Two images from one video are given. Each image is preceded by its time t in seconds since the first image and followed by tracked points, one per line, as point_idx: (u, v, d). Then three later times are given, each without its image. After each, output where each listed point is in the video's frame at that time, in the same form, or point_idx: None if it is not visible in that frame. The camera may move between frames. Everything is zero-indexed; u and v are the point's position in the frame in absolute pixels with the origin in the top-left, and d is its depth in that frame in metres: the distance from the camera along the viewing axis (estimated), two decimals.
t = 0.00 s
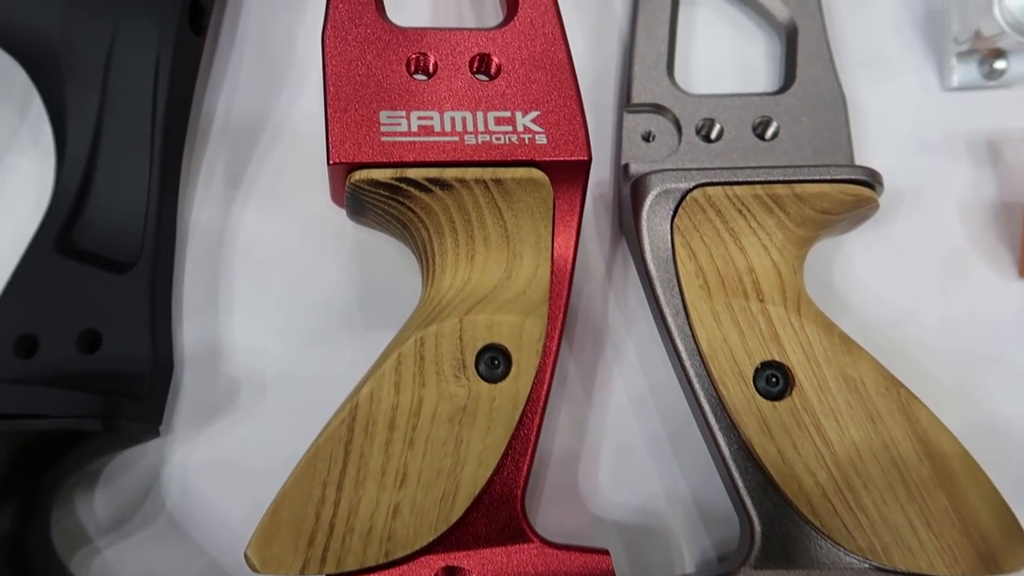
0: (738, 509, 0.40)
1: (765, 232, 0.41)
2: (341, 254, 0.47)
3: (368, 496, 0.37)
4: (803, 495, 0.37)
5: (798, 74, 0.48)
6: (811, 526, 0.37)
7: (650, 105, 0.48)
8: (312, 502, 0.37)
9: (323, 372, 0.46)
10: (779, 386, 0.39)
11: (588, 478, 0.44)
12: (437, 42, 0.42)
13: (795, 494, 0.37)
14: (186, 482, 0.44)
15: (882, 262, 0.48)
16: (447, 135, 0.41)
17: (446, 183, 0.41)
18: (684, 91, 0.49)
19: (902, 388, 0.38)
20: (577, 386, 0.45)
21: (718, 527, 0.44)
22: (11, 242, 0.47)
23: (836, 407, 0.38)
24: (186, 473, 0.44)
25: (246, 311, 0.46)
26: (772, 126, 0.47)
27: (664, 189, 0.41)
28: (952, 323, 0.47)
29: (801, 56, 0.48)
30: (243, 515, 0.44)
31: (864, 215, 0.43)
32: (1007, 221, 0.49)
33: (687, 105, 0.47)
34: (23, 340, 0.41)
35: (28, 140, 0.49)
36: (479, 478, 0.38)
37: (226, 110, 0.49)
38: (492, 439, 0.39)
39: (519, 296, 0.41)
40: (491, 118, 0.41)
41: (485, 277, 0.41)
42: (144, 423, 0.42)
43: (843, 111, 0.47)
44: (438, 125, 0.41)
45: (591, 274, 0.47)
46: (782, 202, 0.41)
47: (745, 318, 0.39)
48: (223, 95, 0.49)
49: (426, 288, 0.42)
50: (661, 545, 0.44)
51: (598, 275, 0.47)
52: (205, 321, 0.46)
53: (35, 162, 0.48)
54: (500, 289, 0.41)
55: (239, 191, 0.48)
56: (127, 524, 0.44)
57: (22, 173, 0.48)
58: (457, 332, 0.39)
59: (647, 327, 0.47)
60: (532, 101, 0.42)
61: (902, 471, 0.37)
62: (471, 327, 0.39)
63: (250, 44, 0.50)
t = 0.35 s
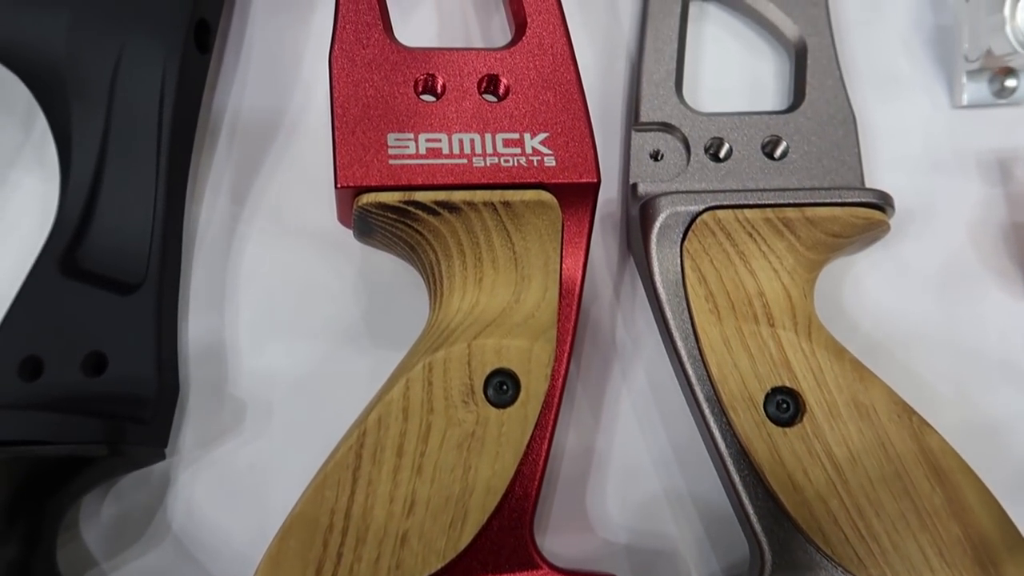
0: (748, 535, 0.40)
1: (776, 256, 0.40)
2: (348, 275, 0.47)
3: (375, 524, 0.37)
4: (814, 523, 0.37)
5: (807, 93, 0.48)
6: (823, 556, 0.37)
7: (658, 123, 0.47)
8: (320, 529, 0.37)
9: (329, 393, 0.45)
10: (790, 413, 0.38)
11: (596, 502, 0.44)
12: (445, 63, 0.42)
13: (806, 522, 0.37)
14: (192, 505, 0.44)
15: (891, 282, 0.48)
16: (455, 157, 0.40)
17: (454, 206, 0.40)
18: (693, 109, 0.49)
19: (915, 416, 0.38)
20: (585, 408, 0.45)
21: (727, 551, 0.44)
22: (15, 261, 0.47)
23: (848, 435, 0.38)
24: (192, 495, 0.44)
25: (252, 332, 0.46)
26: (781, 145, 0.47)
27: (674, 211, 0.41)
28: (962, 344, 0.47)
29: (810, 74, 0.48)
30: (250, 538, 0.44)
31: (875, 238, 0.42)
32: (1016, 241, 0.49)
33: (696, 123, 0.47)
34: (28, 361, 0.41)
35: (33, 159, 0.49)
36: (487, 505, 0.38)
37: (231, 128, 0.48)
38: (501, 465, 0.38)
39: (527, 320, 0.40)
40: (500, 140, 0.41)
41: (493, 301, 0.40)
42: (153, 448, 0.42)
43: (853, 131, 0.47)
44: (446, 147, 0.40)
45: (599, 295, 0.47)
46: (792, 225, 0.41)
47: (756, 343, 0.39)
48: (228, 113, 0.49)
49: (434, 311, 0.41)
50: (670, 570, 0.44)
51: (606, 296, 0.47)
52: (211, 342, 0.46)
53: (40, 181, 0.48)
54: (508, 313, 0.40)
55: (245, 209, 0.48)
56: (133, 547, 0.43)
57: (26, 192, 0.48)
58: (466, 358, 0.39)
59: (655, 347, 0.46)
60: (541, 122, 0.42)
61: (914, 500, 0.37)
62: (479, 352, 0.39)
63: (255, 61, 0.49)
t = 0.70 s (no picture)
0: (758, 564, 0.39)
1: (787, 284, 0.40)
2: (357, 299, 0.47)
3: (385, 554, 0.37)
4: (825, 553, 0.36)
5: (817, 115, 0.48)
6: None
7: (668, 146, 0.47)
8: (329, 560, 0.37)
9: (338, 418, 0.45)
10: (802, 442, 0.38)
11: (605, 527, 0.44)
12: (454, 88, 0.41)
13: (819, 554, 0.36)
14: (199, 530, 0.44)
15: (901, 306, 0.48)
16: (465, 184, 0.40)
17: (463, 233, 0.40)
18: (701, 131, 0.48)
19: (927, 446, 0.38)
20: (594, 433, 0.45)
21: None
22: (21, 282, 0.47)
23: (860, 465, 0.37)
24: (199, 520, 0.44)
25: (259, 356, 0.46)
26: (791, 168, 0.46)
27: (685, 237, 0.41)
28: (972, 369, 0.47)
29: (820, 96, 0.48)
30: (257, 564, 0.43)
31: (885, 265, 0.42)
32: None
33: (705, 147, 0.47)
34: (36, 387, 0.41)
35: (39, 181, 0.48)
36: (496, 535, 0.38)
37: (238, 150, 0.48)
38: (510, 494, 0.38)
39: (536, 347, 0.40)
40: (509, 166, 0.41)
41: (503, 328, 0.40)
42: (161, 475, 0.42)
43: (863, 153, 0.47)
44: (456, 174, 0.40)
45: (607, 318, 0.47)
46: (803, 253, 0.41)
47: (767, 372, 0.39)
48: (235, 135, 0.49)
49: (443, 337, 0.41)
50: None
51: (615, 319, 0.47)
52: (219, 365, 0.46)
53: (47, 203, 0.48)
54: (517, 340, 0.40)
55: (252, 232, 0.47)
56: (140, 572, 0.43)
57: (33, 213, 0.48)
58: (475, 386, 0.39)
59: (663, 371, 0.46)
60: (550, 147, 0.41)
61: (927, 532, 0.37)
62: (489, 381, 0.39)
63: (263, 83, 0.50)
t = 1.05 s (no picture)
0: None
1: (795, 308, 0.40)
2: (362, 319, 0.47)
3: None
4: None
5: (824, 135, 0.47)
6: None
7: (675, 166, 0.47)
8: None
9: (343, 440, 0.45)
10: (810, 469, 0.38)
11: (611, 551, 0.44)
12: (461, 111, 0.41)
13: None
14: (204, 553, 0.43)
15: (909, 327, 0.47)
16: (472, 208, 0.40)
17: (470, 258, 0.40)
18: (708, 151, 0.48)
19: (936, 474, 0.38)
20: (600, 455, 0.45)
21: None
22: (25, 302, 0.47)
23: (869, 492, 0.37)
24: (204, 544, 0.44)
25: (265, 378, 0.46)
26: (798, 189, 0.46)
27: (693, 261, 0.41)
28: (980, 390, 0.47)
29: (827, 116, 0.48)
30: None
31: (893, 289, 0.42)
32: None
33: (712, 167, 0.47)
34: (40, 410, 0.41)
35: (42, 201, 0.48)
36: (503, 562, 0.37)
37: (242, 170, 0.48)
38: (517, 521, 0.38)
39: (543, 371, 0.40)
40: (516, 190, 0.41)
41: (509, 352, 0.40)
42: (164, 502, 0.42)
43: (870, 174, 0.47)
44: (463, 198, 0.40)
45: (613, 339, 0.47)
46: (811, 277, 0.40)
47: (775, 398, 0.39)
48: (240, 154, 0.49)
49: (448, 361, 0.41)
50: None
51: (621, 340, 0.47)
52: (224, 388, 0.46)
53: (50, 222, 0.48)
54: (524, 365, 0.40)
55: (257, 252, 0.47)
56: None
57: (36, 233, 0.48)
58: (482, 412, 0.39)
59: (669, 393, 0.46)
60: (557, 171, 0.41)
61: (937, 561, 0.36)
62: (496, 407, 0.39)
63: (267, 101, 0.49)
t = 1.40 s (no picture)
0: None
1: (803, 334, 0.40)
2: (367, 341, 0.46)
3: None
4: None
5: (831, 156, 0.47)
6: None
7: (681, 186, 0.47)
8: None
9: (347, 463, 0.45)
10: (819, 496, 0.37)
11: None
12: (467, 134, 0.41)
13: None
14: None
15: (917, 348, 0.47)
16: (478, 233, 0.40)
17: (476, 282, 0.40)
18: (714, 171, 0.48)
19: (946, 501, 0.37)
20: (607, 478, 0.45)
21: None
22: (28, 322, 0.47)
23: (878, 521, 0.37)
24: (208, 568, 0.43)
25: (269, 400, 0.46)
26: (805, 210, 0.46)
27: (700, 285, 0.40)
28: (989, 411, 0.46)
29: (835, 136, 0.48)
30: None
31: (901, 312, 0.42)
32: None
33: (719, 188, 0.46)
34: (43, 436, 0.41)
35: (46, 220, 0.48)
36: None
37: (247, 190, 0.48)
38: (524, 548, 0.37)
39: (550, 396, 0.40)
40: (522, 214, 0.40)
41: (515, 377, 0.40)
42: (168, 527, 0.42)
43: (878, 195, 0.46)
44: (469, 222, 0.40)
45: (620, 361, 0.46)
46: (820, 302, 0.40)
47: (783, 424, 0.38)
48: (244, 174, 0.48)
49: (454, 386, 0.41)
50: None
51: (627, 362, 0.46)
52: (229, 410, 0.45)
53: (53, 241, 0.48)
54: (530, 390, 0.40)
55: (261, 272, 0.47)
56: None
57: (39, 253, 0.48)
58: (488, 438, 0.38)
59: (676, 415, 0.46)
60: (563, 194, 0.41)
61: None
62: (502, 433, 0.38)
63: (271, 121, 0.49)
